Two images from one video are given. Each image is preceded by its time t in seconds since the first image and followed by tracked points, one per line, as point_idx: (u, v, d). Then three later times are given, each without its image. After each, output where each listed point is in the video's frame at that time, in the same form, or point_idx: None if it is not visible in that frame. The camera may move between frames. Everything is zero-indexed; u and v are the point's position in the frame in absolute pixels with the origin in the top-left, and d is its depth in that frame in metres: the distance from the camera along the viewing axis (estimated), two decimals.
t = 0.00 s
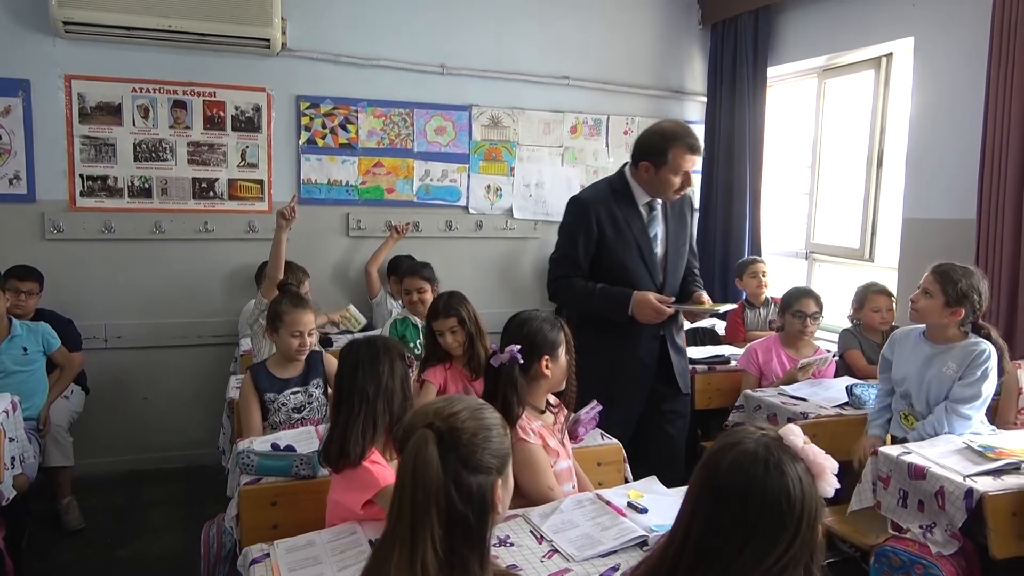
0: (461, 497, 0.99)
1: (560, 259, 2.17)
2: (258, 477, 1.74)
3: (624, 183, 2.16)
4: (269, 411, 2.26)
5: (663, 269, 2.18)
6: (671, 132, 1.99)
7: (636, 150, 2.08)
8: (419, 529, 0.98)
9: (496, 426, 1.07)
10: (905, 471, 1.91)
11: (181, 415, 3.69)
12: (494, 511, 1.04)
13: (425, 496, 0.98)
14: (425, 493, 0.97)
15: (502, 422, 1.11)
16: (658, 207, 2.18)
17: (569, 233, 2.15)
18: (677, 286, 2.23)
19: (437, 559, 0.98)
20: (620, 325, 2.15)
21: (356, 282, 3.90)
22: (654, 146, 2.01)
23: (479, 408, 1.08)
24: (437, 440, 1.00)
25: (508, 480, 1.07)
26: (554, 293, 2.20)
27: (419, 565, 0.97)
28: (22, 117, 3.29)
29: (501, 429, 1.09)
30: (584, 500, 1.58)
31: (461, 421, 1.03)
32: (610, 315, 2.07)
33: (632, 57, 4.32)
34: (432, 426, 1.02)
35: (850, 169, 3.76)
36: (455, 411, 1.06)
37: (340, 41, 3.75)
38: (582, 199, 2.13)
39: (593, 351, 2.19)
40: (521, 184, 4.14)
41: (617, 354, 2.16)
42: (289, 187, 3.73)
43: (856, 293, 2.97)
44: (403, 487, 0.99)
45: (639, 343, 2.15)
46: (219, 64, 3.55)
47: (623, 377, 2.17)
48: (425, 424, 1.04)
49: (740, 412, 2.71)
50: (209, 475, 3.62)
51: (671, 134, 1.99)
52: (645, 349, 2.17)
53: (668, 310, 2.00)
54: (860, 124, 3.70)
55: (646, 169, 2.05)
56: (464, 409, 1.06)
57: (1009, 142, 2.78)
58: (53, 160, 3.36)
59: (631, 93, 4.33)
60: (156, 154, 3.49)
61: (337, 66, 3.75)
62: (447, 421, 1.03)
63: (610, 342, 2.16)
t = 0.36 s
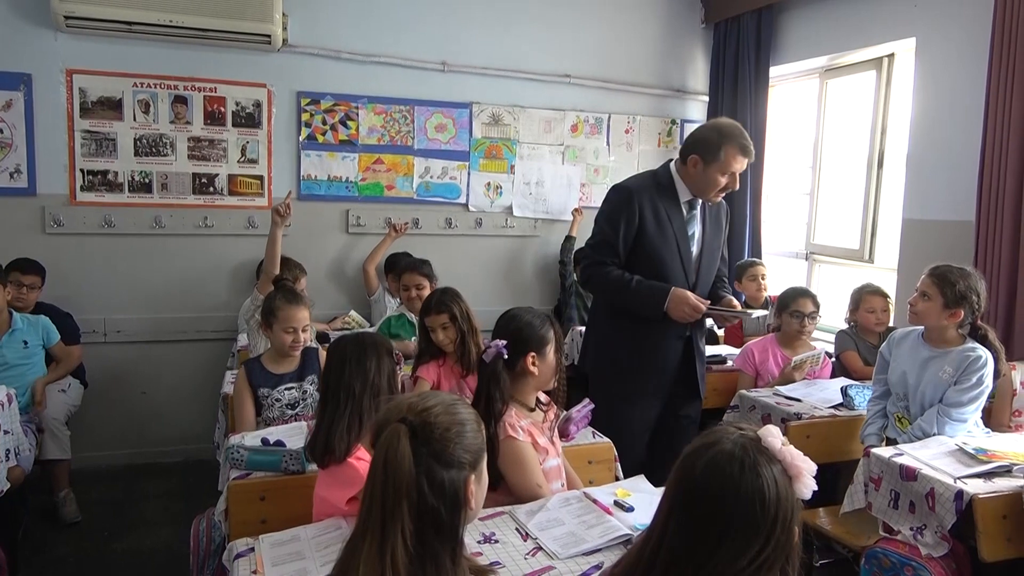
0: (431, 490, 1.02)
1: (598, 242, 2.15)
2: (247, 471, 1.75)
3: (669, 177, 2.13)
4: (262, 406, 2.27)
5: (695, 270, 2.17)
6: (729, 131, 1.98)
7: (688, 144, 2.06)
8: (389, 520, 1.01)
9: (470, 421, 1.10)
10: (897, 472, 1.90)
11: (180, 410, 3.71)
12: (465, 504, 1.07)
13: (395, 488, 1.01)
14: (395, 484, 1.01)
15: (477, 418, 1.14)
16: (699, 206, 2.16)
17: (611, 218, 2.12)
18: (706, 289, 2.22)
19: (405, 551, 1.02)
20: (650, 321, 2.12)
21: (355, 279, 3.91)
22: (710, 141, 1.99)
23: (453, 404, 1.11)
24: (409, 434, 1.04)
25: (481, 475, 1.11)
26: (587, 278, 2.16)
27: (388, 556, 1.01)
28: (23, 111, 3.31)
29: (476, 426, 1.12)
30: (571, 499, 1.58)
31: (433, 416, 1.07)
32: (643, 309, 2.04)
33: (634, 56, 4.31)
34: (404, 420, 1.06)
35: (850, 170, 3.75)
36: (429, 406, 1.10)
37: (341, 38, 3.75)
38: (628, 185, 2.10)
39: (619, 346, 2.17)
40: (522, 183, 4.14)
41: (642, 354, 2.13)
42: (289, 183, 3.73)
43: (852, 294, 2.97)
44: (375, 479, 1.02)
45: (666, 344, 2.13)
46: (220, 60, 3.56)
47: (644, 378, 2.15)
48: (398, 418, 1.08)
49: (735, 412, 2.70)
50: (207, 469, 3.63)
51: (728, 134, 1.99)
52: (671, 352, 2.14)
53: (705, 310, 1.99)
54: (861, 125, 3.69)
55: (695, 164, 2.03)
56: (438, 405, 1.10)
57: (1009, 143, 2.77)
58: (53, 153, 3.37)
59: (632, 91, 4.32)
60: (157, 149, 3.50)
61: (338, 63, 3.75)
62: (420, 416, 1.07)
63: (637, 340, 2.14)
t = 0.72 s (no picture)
0: (418, 485, 1.03)
1: (605, 240, 2.10)
2: (242, 469, 1.75)
3: (676, 174, 2.09)
4: (260, 404, 2.27)
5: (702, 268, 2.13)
6: (742, 126, 1.96)
7: (698, 138, 2.02)
8: (377, 515, 1.02)
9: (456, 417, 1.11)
10: (892, 472, 1.90)
11: (179, 407, 3.72)
12: (452, 500, 1.08)
13: (382, 483, 1.02)
14: (382, 479, 1.02)
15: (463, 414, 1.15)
16: (706, 204, 2.13)
17: (616, 214, 2.07)
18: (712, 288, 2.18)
19: (393, 546, 1.03)
20: (657, 320, 2.06)
21: (354, 277, 3.91)
22: (724, 136, 1.96)
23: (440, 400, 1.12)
24: (396, 429, 1.04)
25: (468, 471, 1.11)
26: (592, 276, 2.11)
27: (376, 551, 1.01)
28: (24, 109, 3.32)
29: (463, 422, 1.13)
30: (564, 497, 1.57)
31: (420, 412, 1.07)
32: (652, 308, 1.98)
33: (634, 55, 4.30)
34: (391, 416, 1.07)
35: (850, 169, 3.74)
36: (415, 402, 1.10)
37: (341, 36, 3.76)
38: (634, 181, 2.06)
39: (625, 345, 2.10)
40: (521, 181, 4.14)
41: (649, 355, 2.07)
42: (289, 181, 3.74)
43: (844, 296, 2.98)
44: (363, 475, 1.03)
45: (673, 345, 2.07)
46: (220, 58, 3.56)
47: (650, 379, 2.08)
48: (385, 414, 1.08)
49: (732, 411, 2.70)
50: (206, 466, 3.64)
51: (740, 129, 1.96)
52: (677, 353, 2.08)
53: (712, 307, 1.94)
54: (862, 124, 3.68)
55: (705, 158, 2.00)
56: (425, 400, 1.10)
57: (1008, 142, 2.76)
58: (54, 152, 3.38)
59: (632, 90, 4.32)
60: (157, 147, 3.51)
61: (337, 61, 3.76)
62: (407, 411, 1.07)
63: (643, 339, 2.07)
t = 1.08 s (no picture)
0: (414, 481, 1.04)
1: (605, 250, 2.05)
2: (245, 467, 1.76)
3: (665, 170, 2.08)
4: (263, 403, 2.27)
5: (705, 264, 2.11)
6: (732, 117, 1.96)
7: (687, 132, 2.01)
8: (374, 513, 1.03)
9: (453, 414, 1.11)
10: (896, 470, 1.90)
11: (182, 405, 3.73)
12: (449, 496, 1.08)
13: (378, 481, 1.03)
14: (378, 477, 1.02)
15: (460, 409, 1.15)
16: (698, 199, 2.14)
17: (617, 223, 2.02)
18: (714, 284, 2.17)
19: (391, 543, 1.03)
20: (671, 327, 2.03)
21: (357, 276, 3.92)
22: (716, 130, 1.95)
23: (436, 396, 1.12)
24: (391, 427, 1.05)
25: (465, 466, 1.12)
26: (598, 292, 2.06)
27: (373, 549, 1.02)
28: (27, 108, 3.32)
29: (460, 418, 1.13)
30: (567, 495, 1.57)
31: (416, 408, 1.08)
32: (668, 317, 1.94)
33: (637, 53, 4.30)
34: (387, 412, 1.07)
35: (853, 167, 3.74)
36: (411, 398, 1.10)
37: (343, 35, 3.76)
38: (628, 184, 2.01)
39: (638, 351, 2.06)
40: (524, 180, 4.14)
41: (667, 358, 2.05)
42: (291, 180, 3.74)
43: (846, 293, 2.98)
44: (360, 473, 1.04)
45: (691, 345, 2.07)
46: (223, 57, 3.57)
47: (672, 382, 2.06)
48: (381, 411, 1.08)
49: (735, 410, 2.70)
50: (209, 464, 3.65)
51: (731, 121, 1.96)
52: (697, 351, 2.09)
53: (731, 308, 1.91)
54: (864, 122, 3.67)
55: (697, 153, 2.00)
56: (421, 396, 1.10)
57: (1011, 140, 2.76)
58: (57, 150, 3.39)
59: (635, 88, 4.31)
60: (160, 146, 3.51)
61: (340, 59, 3.76)
62: (402, 408, 1.08)
63: (660, 343, 2.04)
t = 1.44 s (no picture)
0: (407, 482, 1.04)
1: (611, 262, 2.00)
2: (250, 467, 1.76)
3: (669, 174, 2.06)
4: (268, 402, 2.27)
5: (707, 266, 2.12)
6: (742, 128, 1.93)
7: (694, 140, 1.98)
8: (368, 514, 1.03)
9: (451, 414, 1.11)
10: (900, 467, 1.90)
11: (185, 406, 3.73)
12: (446, 498, 1.07)
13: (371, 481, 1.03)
14: (370, 478, 1.03)
15: (462, 411, 1.14)
16: (698, 199, 2.14)
17: (627, 236, 1.97)
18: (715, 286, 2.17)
19: (385, 543, 1.03)
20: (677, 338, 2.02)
21: (360, 275, 3.92)
22: (723, 140, 1.93)
23: (435, 397, 1.12)
24: (385, 427, 1.05)
25: (466, 468, 1.11)
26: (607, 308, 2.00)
27: (367, 549, 1.02)
28: (30, 109, 3.33)
29: (462, 419, 1.12)
30: (571, 493, 1.57)
31: (410, 409, 1.08)
32: (681, 332, 1.93)
33: (638, 51, 4.30)
34: (381, 412, 1.08)
35: (856, 164, 3.73)
36: (408, 399, 1.10)
37: (345, 35, 3.75)
38: (634, 195, 1.97)
39: (643, 360, 2.03)
40: (526, 178, 4.13)
41: (673, 364, 2.04)
42: (293, 180, 3.74)
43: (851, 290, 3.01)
44: (354, 473, 1.04)
45: (694, 351, 2.07)
46: (224, 57, 3.57)
47: (677, 389, 2.06)
48: (376, 411, 1.09)
49: (739, 407, 2.69)
50: (213, 464, 3.65)
51: (739, 133, 1.93)
52: (699, 357, 2.10)
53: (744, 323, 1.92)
54: (867, 119, 3.67)
55: (704, 163, 1.98)
56: (417, 396, 1.10)
57: (1014, 135, 2.75)
58: (59, 151, 3.39)
59: (637, 86, 4.31)
60: (162, 147, 3.51)
61: (341, 59, 3.76)
62: (397, 408, 1.08)
63: (666, 351, 2.03)
